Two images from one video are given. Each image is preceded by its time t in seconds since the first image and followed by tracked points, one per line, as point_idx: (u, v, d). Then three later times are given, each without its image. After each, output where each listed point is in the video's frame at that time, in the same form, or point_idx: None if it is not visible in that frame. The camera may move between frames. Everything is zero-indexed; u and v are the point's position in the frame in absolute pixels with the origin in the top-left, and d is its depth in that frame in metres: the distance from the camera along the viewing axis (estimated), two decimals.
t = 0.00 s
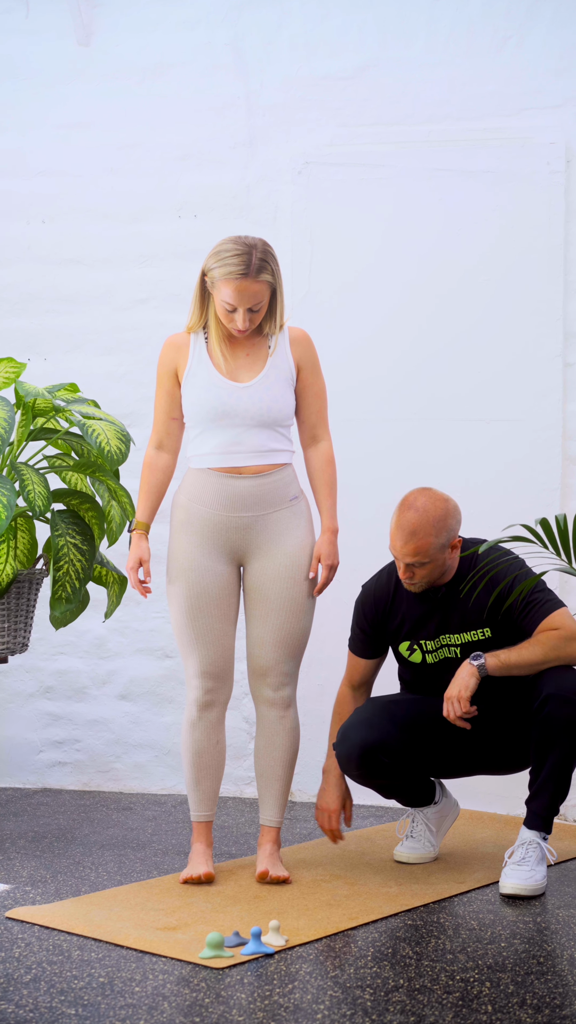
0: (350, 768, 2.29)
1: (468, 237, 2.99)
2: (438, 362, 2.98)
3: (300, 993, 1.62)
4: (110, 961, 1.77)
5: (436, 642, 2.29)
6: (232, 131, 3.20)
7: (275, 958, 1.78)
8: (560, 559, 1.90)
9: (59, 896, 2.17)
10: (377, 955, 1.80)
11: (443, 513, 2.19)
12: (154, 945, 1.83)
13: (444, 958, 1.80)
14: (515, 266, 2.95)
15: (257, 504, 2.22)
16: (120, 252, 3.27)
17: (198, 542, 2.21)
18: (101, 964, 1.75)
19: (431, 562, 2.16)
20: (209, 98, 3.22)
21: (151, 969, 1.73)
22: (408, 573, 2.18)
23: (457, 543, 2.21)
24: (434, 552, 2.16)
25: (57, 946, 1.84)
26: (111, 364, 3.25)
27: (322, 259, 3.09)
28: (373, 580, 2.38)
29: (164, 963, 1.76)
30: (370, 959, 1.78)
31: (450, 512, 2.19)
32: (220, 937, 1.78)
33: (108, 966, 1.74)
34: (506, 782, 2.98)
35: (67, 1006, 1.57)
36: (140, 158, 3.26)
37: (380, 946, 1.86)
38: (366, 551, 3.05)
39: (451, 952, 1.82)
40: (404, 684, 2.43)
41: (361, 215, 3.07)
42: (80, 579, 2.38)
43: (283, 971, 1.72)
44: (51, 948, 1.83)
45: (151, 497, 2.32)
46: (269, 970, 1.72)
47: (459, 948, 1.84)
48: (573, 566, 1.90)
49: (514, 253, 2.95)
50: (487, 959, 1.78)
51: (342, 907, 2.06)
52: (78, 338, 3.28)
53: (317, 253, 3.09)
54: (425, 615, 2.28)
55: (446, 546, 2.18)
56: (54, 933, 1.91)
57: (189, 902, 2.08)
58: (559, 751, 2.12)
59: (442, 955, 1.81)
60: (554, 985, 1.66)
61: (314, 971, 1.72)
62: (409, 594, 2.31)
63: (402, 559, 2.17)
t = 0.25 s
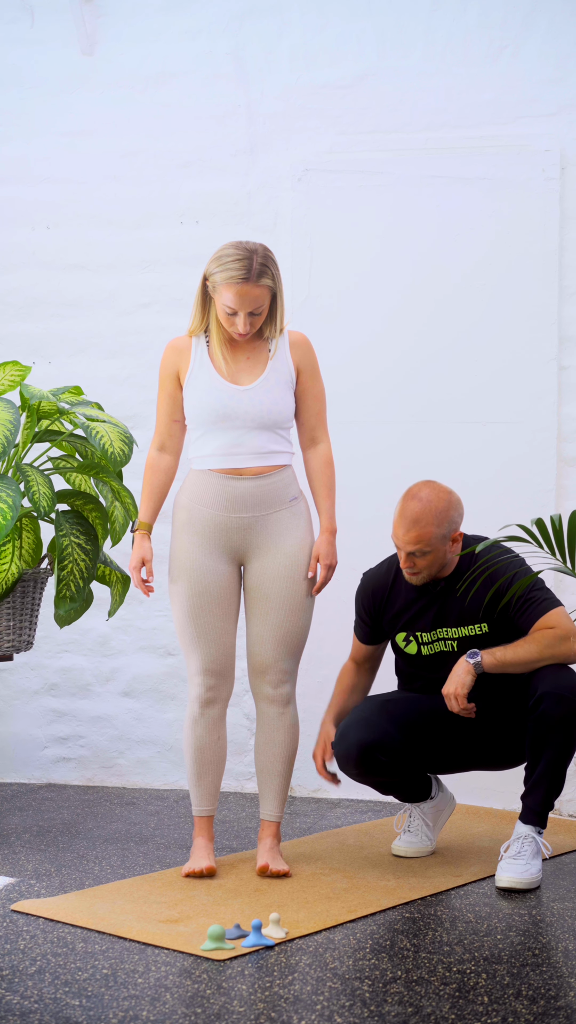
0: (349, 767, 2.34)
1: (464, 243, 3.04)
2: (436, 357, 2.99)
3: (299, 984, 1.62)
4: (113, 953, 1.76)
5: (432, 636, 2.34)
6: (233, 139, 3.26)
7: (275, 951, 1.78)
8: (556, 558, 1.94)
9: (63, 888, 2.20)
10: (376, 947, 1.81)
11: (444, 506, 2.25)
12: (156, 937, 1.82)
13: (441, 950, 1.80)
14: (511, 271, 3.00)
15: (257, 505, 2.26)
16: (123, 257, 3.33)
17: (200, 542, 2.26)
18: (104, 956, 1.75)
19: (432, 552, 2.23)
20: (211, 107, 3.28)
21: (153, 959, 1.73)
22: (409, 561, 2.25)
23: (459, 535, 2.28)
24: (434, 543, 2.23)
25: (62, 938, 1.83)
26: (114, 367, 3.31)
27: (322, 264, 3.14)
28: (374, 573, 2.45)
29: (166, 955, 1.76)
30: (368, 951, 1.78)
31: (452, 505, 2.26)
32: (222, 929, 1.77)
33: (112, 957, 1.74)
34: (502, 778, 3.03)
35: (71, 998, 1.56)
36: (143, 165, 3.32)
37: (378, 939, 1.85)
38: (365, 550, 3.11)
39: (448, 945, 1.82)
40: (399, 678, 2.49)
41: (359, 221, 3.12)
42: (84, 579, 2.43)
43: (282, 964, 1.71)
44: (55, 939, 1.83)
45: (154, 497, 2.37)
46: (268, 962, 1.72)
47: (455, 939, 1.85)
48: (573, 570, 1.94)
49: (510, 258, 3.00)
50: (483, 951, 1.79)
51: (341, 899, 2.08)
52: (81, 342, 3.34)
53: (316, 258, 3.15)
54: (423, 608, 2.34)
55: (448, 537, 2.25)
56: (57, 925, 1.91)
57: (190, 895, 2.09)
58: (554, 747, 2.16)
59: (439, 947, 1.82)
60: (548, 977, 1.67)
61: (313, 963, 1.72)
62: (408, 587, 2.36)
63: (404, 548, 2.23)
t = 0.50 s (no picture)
0: (347, 760, 2.37)
1: (464, 243, 3.04)
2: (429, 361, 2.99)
3: (299, 983, 1.63)
4: (113, 953, 1.76)
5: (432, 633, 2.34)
6: (233, 139, 3.26)
7: (275, 951, 1.78)
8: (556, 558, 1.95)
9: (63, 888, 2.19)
10: (376, 946, 1.82)
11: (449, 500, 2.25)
12: (156, 937, 1.82)
13: (441, 950, 1.80)
14: (510, 271, 3.00)
15: (257, 504, 2.26)
16: (123, 257, 3.33)
17: (199, 543, 2.26)
18: (104, 956, 1.74)
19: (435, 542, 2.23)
20: (211, 107, 3.28)
21: (153, 959, 1.73)
22: (411, 554, 2.25)
23: (463, 531, 2.27)
24: (438, 537, 2.23)
25: (62, 938, 1.83)
26: (114, 367, 3.31)
27: (321, 264, 3.15)
28: (378, 565, 2.44)
29: (167, 955, 1.76)
30: (367, 951, 1.78)
31: (457, 500, 2.26)
32: (222, 929, 1.78)
33: (112, 957, 1.74)
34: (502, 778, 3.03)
35: (71, 998, 1.56)
36: (143, 165, 3.32)
37: (378, 939, 1.85)
38: (365, 550, 3.11)
39: (447, 945, 1.82)
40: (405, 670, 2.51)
41: (359, 221, 3.12)
42: (84, 579, 2.43)
43: (282, 963, 1.71)
44: (55, 939, 1.82)
45: (153, 497, 2.37)
46: (268, 962, 1.72)
47: (455, 939, 1.85)
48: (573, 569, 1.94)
49: (510, 259, 3.00)
50: (483, 951, 1.79)
51: (341, 899, 2.08)
52: (82, 342, 3.34)
53: (316, 258, 3.15)
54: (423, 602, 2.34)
55: (451, 532, 2.25)
56: (58, 925, 1.91)
57: (190, 894, 2.09)
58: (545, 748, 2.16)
59: (439, 947, 1.82)
60: (549, 977, 1.67)
61: (312, 963, 1.72)
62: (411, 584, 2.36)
63: (408, 540, 2.24)
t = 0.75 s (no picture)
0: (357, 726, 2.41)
1: (464, 243, 3.04)
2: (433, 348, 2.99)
3: (299, 983, 1.63)
4: (113, 953, 1.76)
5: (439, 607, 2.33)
6: (233, 139, 3.26)
7: (275, 951, 1.78)
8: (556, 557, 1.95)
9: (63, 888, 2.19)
10: (376, 946, 1.82)
11: (446, 484, 2.17)
12: (156, 937, 1.82)
13: (442, 950, 1.80)
14: (510, 270, 3.00)
15: (258, 505, 2.26)
16: (123, 257, 3.32)
17: (200, 543, 2.25)
18: (104, 957, 1.74)
19: (432, 530, 2.17)
20: (211, 107, 3.28)
21: (153, 959, 1.73)
22: (412, 541, 2.20)
23: (463, 511, 2.20)
24: (437, 523, 2.16)
25: (62, 938, 1.83)
26: (114, 367, 3.31)
27: (321, 264, 3.15)
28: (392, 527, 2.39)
29: (166, 955, 1.76)
30: (367, 950, 1.79)
31: (453, 482, 2.18)
32: (222, 929, 1.78)
33: (112, 957, 1.74)
34: (501, 778, 3.03)
35: (71, 998, 1.56)
36: (143, 165, 3.32)
37: (378, 939, 1.85)
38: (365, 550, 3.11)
39: (448, 945, 1.82)
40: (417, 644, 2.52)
41: (358, 221, 3.12)
42: (84, 579, 2.43)
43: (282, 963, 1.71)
44: (55, 940, 1.82)
45: (154, 497, 2.37)
46: (268, 962, 1.72)
47: (456, 940, 1.85)
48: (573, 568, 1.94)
49: (510, 259, 3.00)
50: (483, 952, 1.79)
51: (341, 899, 2.08)
52: (82, 342, 3.34)
53: (316, 258, 3.15)
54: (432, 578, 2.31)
55: (450, 516, 2.18)
56: (58, 926, 1.91)
57: (190, 894, 2.09)
58: (529, 750, 2.15)
59: (439, 947, 1.82)
60: (549, 977, 1.67)
61: (312, 964, 1.72)
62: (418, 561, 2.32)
63: (406, 529, 2.18)
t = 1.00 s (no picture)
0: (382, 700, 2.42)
1: (463, 243, 3.04)
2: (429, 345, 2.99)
3: (299, 983, 1.63)
4: (113, 953, 1.76)
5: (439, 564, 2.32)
6: (233, 140, 3.26)
7: (275, 951, 1.78)
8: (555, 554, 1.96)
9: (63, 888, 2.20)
10: (376, 946, 1.82)
11: (436, 450, 2.08)
12: (156, 937, 1.82)
13: (442, 950, 1.80)
14: (510, 271, 3.00)
15: (259, 505, 2.25)
16: (123, 257, 3.33)
17: (201, 543, 2.25)
18: (104, 957, 1.74)
19: (425, 503, 2.10)
20: (211, 107, 3.28)
21: (153, 960, 1.73)
22: (407, 512, 2.12)
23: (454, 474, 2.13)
24: (431, 491, 2.09)
25: (62, 938, 1.83)
26: (114, 367, 3.31)
27: (321, 264, 3.15)
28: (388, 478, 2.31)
29: (166, 955, 1.75)
30: (367, 950, 1.79)
31: (443, 446, 2.10)
32: (222, 929, 1.78)
33: (112, 957, 1.74)
34: (501, 778, 3.03)
35: (71, 998, 1.56)
36: (143, 165, 3.33)
37: (378, 939, 1.85)
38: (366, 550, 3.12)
39: (448, 945, 1.82)
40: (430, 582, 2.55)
41: (357, 222, 3.13)
42: (84, 579, 2.43)
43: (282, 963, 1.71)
44: (55, 940, 1.82)
45: (155, 497, 2.37)
46: (269, 962, 1.72)
47: (456, 940, 1.85)
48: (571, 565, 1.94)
49: (509, 259, 3.00)
50: (483, 952, 1.79)
51: (341, 899, 2.08)
52: (82, 342, 3.34)
53: (316, 258, 3.15)
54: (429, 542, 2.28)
55: (443, 481, 2.10)
56: (58, 926, 1.90)
57: (190, 894, 2.09)
58: (532, 734, 2.19)
59: (440, 947, 1.81)
60: (549, 977, 1.67)
61: (312, 964, 1.72)
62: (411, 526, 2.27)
63: (399, 499, 2.10)
